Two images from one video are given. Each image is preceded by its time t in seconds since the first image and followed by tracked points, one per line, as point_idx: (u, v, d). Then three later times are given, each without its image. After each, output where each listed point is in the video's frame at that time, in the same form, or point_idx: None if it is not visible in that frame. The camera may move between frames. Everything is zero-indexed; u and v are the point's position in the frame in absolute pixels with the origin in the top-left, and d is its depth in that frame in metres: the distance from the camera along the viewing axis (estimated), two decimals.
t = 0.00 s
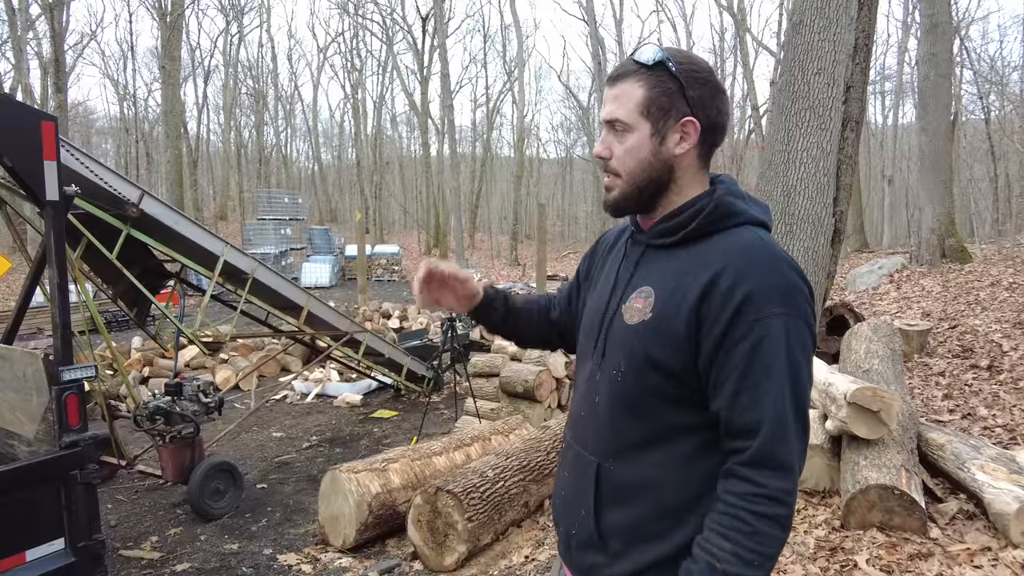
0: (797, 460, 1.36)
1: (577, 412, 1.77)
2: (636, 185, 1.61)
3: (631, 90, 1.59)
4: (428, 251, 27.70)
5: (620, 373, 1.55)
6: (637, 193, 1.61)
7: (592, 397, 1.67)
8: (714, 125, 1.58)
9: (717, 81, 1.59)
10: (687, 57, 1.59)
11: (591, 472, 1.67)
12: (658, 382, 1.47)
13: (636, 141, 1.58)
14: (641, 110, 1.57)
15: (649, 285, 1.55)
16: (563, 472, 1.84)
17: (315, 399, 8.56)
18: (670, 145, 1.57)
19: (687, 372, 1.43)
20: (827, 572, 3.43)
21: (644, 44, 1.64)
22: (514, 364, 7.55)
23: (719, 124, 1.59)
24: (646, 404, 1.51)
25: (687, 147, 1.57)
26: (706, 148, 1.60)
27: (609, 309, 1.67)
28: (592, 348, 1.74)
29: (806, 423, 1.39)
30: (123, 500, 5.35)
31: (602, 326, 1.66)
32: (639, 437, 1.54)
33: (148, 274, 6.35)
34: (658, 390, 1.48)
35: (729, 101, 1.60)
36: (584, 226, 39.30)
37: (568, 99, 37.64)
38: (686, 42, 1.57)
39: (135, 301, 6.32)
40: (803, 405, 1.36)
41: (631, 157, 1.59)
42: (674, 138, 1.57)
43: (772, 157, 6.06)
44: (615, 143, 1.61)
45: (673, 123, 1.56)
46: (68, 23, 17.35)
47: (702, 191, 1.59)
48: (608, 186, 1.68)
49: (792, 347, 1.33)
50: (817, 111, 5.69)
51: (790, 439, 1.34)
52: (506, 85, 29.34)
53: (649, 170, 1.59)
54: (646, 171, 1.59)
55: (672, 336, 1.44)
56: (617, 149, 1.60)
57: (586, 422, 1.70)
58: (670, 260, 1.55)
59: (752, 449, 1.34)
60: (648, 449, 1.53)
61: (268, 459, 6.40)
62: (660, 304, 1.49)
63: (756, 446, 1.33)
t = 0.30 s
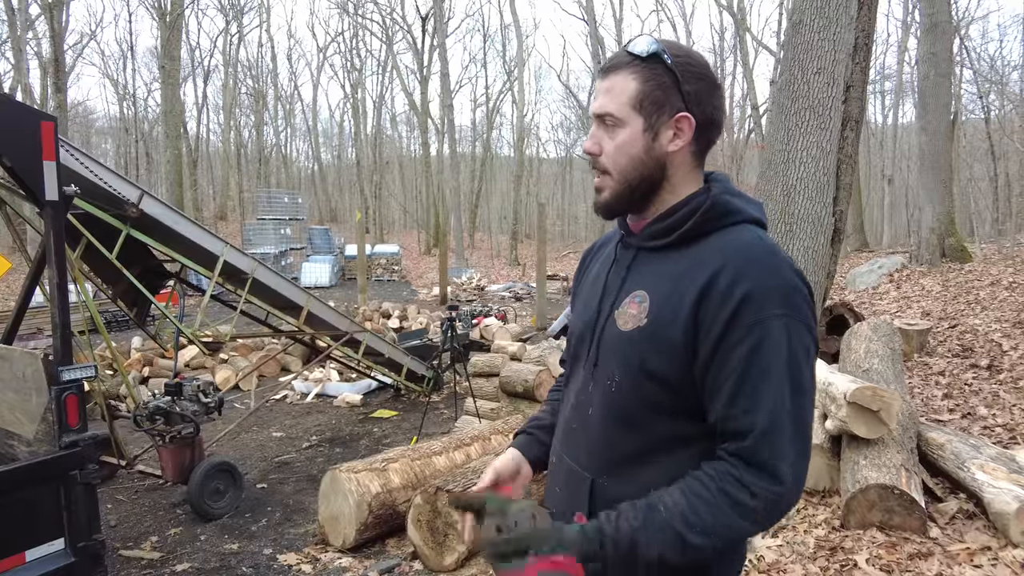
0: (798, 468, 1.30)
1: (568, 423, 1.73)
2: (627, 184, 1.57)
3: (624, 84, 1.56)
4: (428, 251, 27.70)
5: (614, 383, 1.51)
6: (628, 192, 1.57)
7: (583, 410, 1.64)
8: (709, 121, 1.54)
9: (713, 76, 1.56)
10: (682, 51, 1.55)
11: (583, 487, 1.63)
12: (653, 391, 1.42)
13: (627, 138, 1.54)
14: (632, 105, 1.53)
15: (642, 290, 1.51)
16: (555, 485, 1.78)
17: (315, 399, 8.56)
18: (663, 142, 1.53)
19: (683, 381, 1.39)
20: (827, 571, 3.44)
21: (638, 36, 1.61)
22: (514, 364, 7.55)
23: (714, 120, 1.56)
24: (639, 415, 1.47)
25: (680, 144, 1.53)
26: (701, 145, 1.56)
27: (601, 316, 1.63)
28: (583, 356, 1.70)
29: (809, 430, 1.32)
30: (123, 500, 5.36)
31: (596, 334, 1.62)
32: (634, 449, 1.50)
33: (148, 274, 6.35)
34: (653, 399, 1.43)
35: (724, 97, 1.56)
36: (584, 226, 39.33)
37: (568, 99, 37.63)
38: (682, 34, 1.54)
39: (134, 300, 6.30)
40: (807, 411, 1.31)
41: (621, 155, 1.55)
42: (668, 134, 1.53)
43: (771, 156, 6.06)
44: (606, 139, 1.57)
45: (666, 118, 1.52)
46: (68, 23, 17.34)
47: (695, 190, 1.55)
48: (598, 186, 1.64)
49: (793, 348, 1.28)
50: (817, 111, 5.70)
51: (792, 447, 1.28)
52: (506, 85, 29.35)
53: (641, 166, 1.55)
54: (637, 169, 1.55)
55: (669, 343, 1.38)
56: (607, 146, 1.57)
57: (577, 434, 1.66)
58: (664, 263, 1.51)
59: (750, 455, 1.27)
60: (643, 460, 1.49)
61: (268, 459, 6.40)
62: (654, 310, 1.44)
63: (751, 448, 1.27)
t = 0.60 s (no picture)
0: (794, 482, 1.26)
1: (566, 434, 1.72)
2: (617, 189, 1.55)
3: (610, 86, 1.54)
4: (428, 251, 27.70)
5: (608, 395, 1.49)
6: (618, 198, 1.56)
7: (579, 420, 1.63)
8: (700, 122, 1.52)
9: (703, 74, 1.54)
10: (671, 48, 1.53)
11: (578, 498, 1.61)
12: (645, 402, 1.41)
13: (614, 141, 1.53)
14: (620, 107, 1.52)
15: (635, 298, 1.50)
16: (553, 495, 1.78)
17: (315, 399, 8.57)
18: (652, 144, 1.51)
19: (677, 392, 1.37)
20: (827, 571, 3.44)
21: (625, 33, 1.59)
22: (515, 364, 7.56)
23: (705, 121, 1.53)
24: (633, 426, 1.45)
25: (670, 146, 1.51)
26: (692, 147, 1.54)
27: (596, 325, 1.62)
28: (579, 365, 1.69)
29: (810, 444, 1.28)
30: (124, 500, 5.36)
31: (591, 344, 1.61)
32: (630, 463, 1.48)
33: (148, 275, 6.35)
34: (647, 411, 1.42)
35: (715, 95, 1.54)
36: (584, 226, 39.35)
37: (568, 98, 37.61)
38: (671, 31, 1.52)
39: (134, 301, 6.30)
40: (804, 422, 1.27)
41: (609, 158, 1.53)
42: (657, 137, 1.51)
43: (771, 156, 6.07)
44: (593, 143, 1.55)
45: (655, 120, 1.50)
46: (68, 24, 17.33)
47: (686, 196, 1.53)
48: (588, 190, 1.63)
49: (788, 357, 1.25)
50: (816, 111, 5.70)
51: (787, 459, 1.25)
52: (506, 85, 29.35)
53: (630, 169, 1.53)
54: (626, 173, 1.53)
55: (660, 353, 1.38)
56: (595, 149, 1.55)
57: (573, 444, 1.65)
58: (657, 270, 1.50)
59: (740, 466, 1.25)
60: (638, 473, 1.47)
61: (269, 459, 6.40)
62: (646, 320, 1.43)
63: (742, 460, 1.25)
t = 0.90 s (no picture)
0: (806, 496, 1.26)
1: (571, 439, 1.71)
2: (623, 195, 1.55)
3: (614, 90, 1.53)
4: (428, 251, 27.68)
5: (616, 404, 1.48)
6: (623, 203, 1.55)
7: (586, 427, 1.62)
8: (706, 124, 1.52)
9: (709, 74, 1.53)
10: (675, 47, 1.53)
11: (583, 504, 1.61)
12: (655, 411, 1.41)
13: (619, 147, 1.52)
14: (625, 112, 1.51)
15: (643, 305, 1.50)
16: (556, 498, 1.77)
17: (316, 399, 8.57)
18: (659, 149, 1.51)
19: (687, 401, 1.37)
20: (829, 570, 3.44)
21: (627, 33, 1.59)
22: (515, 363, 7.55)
23: (711, 123, 1.53)
24: (642, 434, 1.45)
25: (677, 151, 1.51)
26: (699, 150, 1.54)
27: (603, 330, 1.60)
28: (585, 370, 1.67)
29: (822, 456, 1.28)
30: (125, 500, 5.36)
31: (597, 350, 1.60)
32: (640, 471, 1.48)
33: (149, 275, 6.36)
34: (657, 421, 1.42)
35: (721, 96, 1.54)
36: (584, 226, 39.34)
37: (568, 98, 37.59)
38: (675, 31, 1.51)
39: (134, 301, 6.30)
40: (818, 435, 1.27)
41: (614, 164, 1.53)
42: (663, 141, 1.51)
43: (772, 156, 6.07)
44: (597, 148, 1.55)
45: (660, 126, 1.50)
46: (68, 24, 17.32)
47: (695, 200, 1.53)
48: (592, 196, 1.62)
49: (803, 370, 1.25)
50: (817, 112, 5.70)
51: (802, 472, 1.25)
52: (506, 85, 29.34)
53: (636, 176, 1.53)
54: (632, 180, 1.53)
55: (671, 362, 1.37)
56: (600, 155, 1.54)
57: (580, 451, 1.65)
58: (667, 277, 1.49)
59: (753, 481, 1.26)
60: (648, 483, 1.47)
61: (269, 459, 6.40)
62: (657, 329, 1.42)
63: (756, 473, 1.25)
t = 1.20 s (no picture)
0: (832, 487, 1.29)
1: (576, 440, 1.69)
2: (633, 198, 1.55)
3: (622, 94, 1.54)
4: (428, 251, 27.68)
5: (630, 402, 1.48)
6: (633, 205, 1.55)
7: (594, 426, 1.61)
8: (713, 127, 1.53)
9: (716, 78, 1.54)
10: (681, 51, 1.54)
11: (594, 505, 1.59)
12: (671, 410, 1.41)
13: (628, 150, 1.52)
14: (633, 115, 1.52)
15: (656, 304, 1.50)
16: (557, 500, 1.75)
17: (316, 399, 8.57)
18: (668, 152, 1.52)
19: (705, 399, 1.38)
20: (828, 570, 3.44)
21: (634, 39, 1.59)
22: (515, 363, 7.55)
23: (718, 127, 1.54)
24: (659, 433, 1.45)
25: (685, 154, 1.52)
26: (706, 153, 1.55)
27: (612, 329, 1.59)
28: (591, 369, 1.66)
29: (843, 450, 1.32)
30: (125, 500, 5.37)
31: (606, 350, 1.59)
32: (654, 471, 1.47)
33: (150, 275, 6.36)
34: (672, 419, 1.42)
35: (727, 100, 1.55)
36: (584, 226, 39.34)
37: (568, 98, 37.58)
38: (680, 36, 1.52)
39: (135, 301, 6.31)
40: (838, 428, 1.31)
41: (623, 168, 1.53)
42: (672, 144, 1.51)
43: (772, 156, 6.07)
44: (606, 152, 1.55)
45: (669, 129, 1.50)
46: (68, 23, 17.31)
47: (705, 203, 1.54)
48: (601, 199, 1.62)
49: (825, 368, 1.28)
50: (817, 111, 5.70)
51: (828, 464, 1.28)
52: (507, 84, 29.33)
53: (645, 178, 1.53)
54: (641, 182, 1.53)
55: (689, 361, 1.37)
56: (609, 159, 1.54)
57: (587, 451, 1.63)
58: (681, 276, 1.49)
59: (788, 477, 1.27)
60: (662, 481, 1.47)
61: (270, 459, 6.40)
62: (673, 328, 1.43)
63: (788, 469, 1.26)
